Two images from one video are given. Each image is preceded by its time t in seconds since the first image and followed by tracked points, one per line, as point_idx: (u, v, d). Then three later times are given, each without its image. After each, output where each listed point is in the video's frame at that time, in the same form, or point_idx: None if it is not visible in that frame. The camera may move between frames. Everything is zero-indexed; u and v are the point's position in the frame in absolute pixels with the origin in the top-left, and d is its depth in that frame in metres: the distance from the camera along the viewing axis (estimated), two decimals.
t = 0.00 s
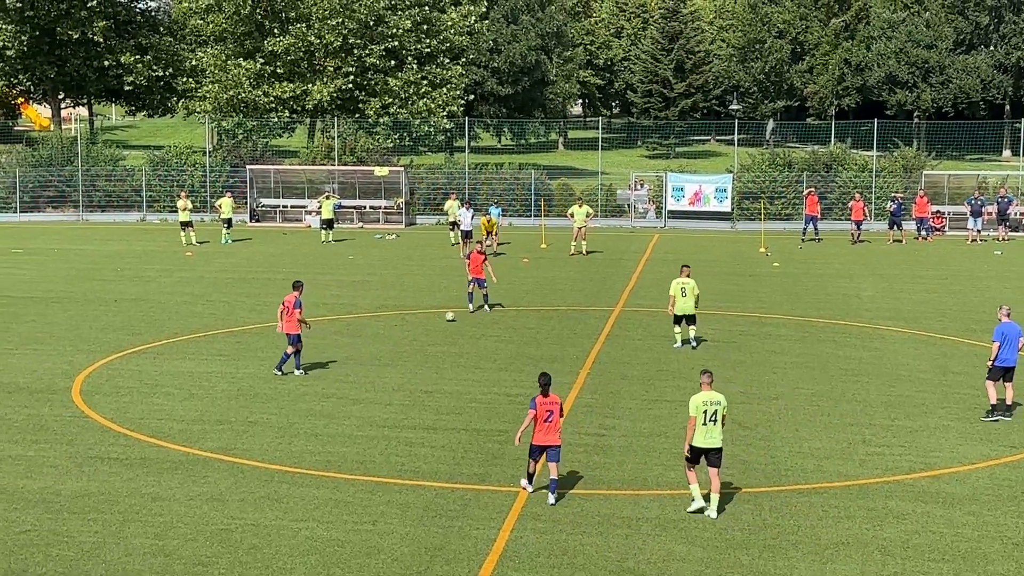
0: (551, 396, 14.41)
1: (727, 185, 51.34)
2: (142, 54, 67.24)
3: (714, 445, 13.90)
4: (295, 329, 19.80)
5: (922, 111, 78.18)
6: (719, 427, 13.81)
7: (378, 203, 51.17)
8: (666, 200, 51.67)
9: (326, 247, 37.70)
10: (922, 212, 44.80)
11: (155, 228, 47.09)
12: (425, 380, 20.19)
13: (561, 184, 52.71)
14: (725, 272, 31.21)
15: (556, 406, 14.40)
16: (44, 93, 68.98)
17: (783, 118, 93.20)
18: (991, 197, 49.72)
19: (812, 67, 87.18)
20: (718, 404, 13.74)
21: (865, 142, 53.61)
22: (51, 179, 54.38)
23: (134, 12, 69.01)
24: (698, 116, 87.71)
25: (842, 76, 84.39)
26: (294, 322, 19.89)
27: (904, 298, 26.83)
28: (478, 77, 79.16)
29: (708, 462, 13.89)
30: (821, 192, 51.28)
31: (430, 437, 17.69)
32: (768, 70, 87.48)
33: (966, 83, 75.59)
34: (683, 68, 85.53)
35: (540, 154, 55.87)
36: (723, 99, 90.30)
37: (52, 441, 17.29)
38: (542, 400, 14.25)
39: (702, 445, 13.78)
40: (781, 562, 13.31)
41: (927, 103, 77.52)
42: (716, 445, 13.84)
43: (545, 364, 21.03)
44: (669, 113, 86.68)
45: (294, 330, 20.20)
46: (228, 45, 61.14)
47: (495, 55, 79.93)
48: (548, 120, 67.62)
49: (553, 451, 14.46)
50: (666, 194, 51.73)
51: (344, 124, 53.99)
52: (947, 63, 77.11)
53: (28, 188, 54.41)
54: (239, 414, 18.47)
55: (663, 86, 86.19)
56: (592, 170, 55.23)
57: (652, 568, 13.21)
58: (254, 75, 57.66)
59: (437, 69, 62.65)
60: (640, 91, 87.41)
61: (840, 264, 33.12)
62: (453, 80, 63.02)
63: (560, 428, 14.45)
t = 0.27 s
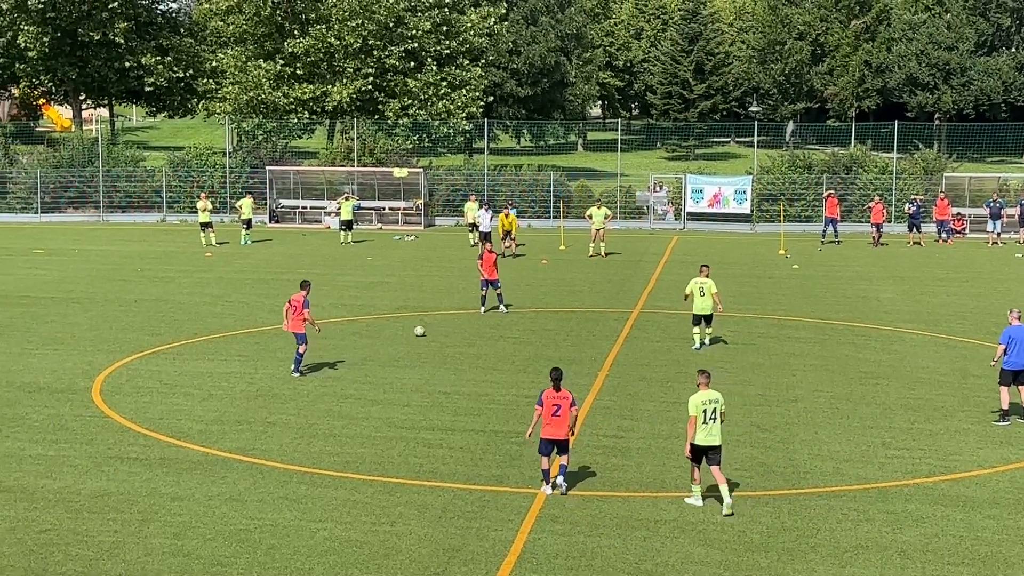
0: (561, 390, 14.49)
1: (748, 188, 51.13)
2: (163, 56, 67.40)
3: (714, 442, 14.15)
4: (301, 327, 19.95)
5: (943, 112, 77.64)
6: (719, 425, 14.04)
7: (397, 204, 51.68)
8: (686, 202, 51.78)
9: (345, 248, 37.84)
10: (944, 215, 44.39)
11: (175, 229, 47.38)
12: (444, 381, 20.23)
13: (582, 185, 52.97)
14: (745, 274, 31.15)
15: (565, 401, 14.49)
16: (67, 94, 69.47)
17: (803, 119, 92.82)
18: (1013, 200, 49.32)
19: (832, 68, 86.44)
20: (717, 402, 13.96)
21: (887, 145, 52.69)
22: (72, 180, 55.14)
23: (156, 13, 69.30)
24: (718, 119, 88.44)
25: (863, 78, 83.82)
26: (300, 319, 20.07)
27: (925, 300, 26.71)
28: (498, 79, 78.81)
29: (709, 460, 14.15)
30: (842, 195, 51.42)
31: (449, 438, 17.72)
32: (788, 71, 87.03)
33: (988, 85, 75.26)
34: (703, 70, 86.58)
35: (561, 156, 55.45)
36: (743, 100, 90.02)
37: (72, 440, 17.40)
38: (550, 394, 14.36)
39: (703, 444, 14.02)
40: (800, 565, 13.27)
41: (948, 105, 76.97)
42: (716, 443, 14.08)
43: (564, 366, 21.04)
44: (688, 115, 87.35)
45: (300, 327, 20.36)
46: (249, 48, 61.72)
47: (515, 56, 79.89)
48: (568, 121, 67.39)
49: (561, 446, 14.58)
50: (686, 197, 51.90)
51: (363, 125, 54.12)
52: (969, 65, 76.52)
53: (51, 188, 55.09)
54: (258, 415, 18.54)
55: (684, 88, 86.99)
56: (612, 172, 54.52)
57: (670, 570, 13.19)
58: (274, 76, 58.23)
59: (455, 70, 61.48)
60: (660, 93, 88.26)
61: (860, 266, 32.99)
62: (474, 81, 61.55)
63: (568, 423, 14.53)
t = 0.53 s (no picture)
0: (578, 387, 14.85)
1: (767, 188, 51.29)
2: (185, 57, 67.60)
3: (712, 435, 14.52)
4: (309, 329, 20.04)
5: (965, 113, 76.96)
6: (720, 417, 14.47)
7: (418, 205, 51.68)
8: (706, 203, 51.82)
9: (366, 248, 37.96)
10: (967, 217, 44.17)
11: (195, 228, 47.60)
12: (464, 382, 20.27)
13: (601, 186, 53.31)
14: (765, 275, 31.10)
15: (583, 398, 14.86)
16: (90, 94, 69.82)
17: (824, 119, 92.38)
18: None
19: (854, 69, 85.83)
20: (718, 396, 14.46)
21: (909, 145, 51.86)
22: (96, 179, 55.44)
23: (177, 14, 69.60)
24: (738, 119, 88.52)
25: (885, 78, 83.09)
26: (308, 321, 20.14)
27: (947, 302, 26.59)
28: (518, 79, 79.41)
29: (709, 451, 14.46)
30: (864, 195, 51.31)
31: (468, 438, 17.75)
32: (810, 72, 86.42)
33: (1011, 85, 74.55)
34: (724, 70, 86.70)
35: (581, 156, 55.28)
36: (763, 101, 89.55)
37: (95, 439, 17.51)
38: (567, 391, 14.74)
39: (705, 435, 14.34)
40: (820, 567, 13.23)
41: (970, 105, 76.23)
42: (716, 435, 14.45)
43: (583, 367, 21.06)
44: (709, 115, 87.13)
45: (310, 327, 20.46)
46: (272, 49, 62.25)
47: (536, 57, 80.13)
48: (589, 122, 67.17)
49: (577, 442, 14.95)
50: (707, 197, 51.80)
51: (383, 125, 54.30)
52: (992, 65, 75.90)
53: (74, 188, 55.43)
54: (279, 414, 18.62)
55: (705, 88, 86.88)
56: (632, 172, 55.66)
57: (689, 572, 13.16)
58: (295, 77, 58.94)
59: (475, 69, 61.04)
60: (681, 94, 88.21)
61: (882, 267, 32.87)
62: (493, 82, 62.05)
63: (584, 419, 14.89)
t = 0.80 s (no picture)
0: (604, 378, 14.79)
1: (791, 187, 50.97)
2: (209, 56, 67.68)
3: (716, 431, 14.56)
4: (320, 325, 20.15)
5: (990, 112, 76.43)
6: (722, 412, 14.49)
7: (440, 203, 51.71)
8: (729, 201, 51.60)
9: (387, 246, 38.07)
10: (990, 215, 43.80)
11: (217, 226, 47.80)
12: (485, 380, 20.29)
13: (624, 185, 52.88)
14: (788, 274, 31.05)
15: (608, 389, 14.78)
16: (114, 93, 70.21)
17: (847, 118, 91.99)
18: None
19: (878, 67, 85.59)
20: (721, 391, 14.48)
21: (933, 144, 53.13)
22: (120, 177, 55.68)
23: (201, 13, 69.97)
24: (761, 117, 87.16)
25: (909, 76, 83.68)
26: (321, 315, 20.26)
27: (971, 301, 26.49)
28: (541, 77, 79.42)
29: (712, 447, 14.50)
30: (888, 194, 51.02)
31: (490, 436, 17.76)
32: (833, 71, 86.09)
33: None
34: (747, 69, 85.57)
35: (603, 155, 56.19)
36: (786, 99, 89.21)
37: (118, 435, 17.60)
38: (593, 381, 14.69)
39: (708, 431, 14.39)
40: (842, 567, 13.17)
41: (996, 104, 75.71)
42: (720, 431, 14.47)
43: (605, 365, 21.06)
44: (732, 113, 85.87)
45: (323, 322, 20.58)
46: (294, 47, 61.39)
47: (558, 55, 80.12)
48: (612, 120, 67.18)
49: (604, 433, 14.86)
50: (729, 196, 51.67)
51: (406, 124, 54.39)
52: (1018, 64, 75.46)
53: (98, 185, 55.75)
54: (302, 411, 18.69)
55: (728, 87, 85.74)
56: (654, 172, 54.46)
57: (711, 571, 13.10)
58: (318, 75, 58.75)
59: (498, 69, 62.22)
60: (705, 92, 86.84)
61: (905, 266, 32.76)
62: (516, 80, 62.31)
63: (611, 410, 14.81)
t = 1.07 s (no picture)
0: (633, 372, 14.95)
1: (813, 184, 50.76)
2: (232, 52, 67.82)
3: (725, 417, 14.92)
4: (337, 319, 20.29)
5: (1015, 109, 75.77)
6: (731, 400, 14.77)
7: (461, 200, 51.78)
8: (751, 198, 51.43)
9: (408, 243, 38.15)
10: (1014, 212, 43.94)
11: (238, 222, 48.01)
12: (506, 376, 20.32)
13: (646, 181, 53.24)
14: (810, 272, 30.96)
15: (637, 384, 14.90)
16: (137, 89, 70.43)
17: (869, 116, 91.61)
18: None
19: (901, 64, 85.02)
20: (730, 378, 14.67)
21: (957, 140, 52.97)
22: (143, 173, 55.93)
23: (224, 10, 70.25)
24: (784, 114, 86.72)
25: (933, 73, 82.04)
26: (338, 309, 20.39)
27: (994, 299, 26.37)
28: (563, 74, 78.52)
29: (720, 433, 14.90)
30: (911, 192, 50.99)
31: (512, 433, 17.76)
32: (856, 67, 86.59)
33: None
34: (770, 66, 85.04)
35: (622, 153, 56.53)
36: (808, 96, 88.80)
37: (141, 430, 17.67)
38: (623, 375, 14.81)
39: (714, 418, 14.77)
40: (865, 565, 13.09)
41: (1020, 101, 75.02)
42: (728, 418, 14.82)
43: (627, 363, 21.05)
44: (754, 111, 85.54)
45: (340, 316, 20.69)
46: (317, 43, 61.32)
47: (580, 52, 80.02)
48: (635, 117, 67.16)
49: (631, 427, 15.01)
50: (751, 193, 51.51)
51: (428, 120, 54.50)
52: None
53: (121, 181, 56.05)
54: (323, 407, 18.73)
55: (750, 84, 85.33)
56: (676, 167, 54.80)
57: (734, 568, 13.02)
58: (341, 71, 58.93)
59: (520, 65, 62.20)
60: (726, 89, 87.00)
61: (928, 264, 32.63)
62: (538, 77, 62.42)
63: (638, 404, 14.94)
